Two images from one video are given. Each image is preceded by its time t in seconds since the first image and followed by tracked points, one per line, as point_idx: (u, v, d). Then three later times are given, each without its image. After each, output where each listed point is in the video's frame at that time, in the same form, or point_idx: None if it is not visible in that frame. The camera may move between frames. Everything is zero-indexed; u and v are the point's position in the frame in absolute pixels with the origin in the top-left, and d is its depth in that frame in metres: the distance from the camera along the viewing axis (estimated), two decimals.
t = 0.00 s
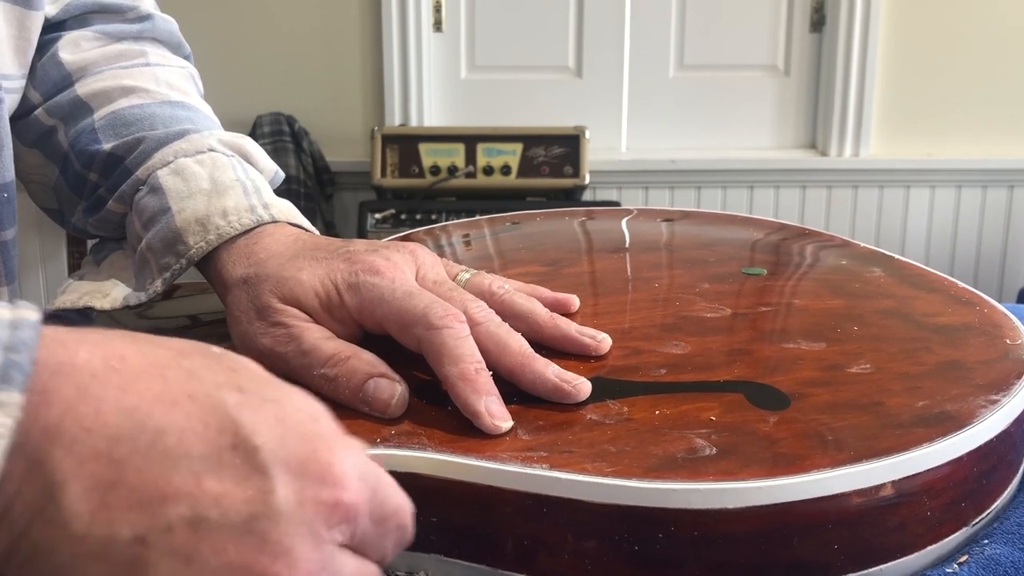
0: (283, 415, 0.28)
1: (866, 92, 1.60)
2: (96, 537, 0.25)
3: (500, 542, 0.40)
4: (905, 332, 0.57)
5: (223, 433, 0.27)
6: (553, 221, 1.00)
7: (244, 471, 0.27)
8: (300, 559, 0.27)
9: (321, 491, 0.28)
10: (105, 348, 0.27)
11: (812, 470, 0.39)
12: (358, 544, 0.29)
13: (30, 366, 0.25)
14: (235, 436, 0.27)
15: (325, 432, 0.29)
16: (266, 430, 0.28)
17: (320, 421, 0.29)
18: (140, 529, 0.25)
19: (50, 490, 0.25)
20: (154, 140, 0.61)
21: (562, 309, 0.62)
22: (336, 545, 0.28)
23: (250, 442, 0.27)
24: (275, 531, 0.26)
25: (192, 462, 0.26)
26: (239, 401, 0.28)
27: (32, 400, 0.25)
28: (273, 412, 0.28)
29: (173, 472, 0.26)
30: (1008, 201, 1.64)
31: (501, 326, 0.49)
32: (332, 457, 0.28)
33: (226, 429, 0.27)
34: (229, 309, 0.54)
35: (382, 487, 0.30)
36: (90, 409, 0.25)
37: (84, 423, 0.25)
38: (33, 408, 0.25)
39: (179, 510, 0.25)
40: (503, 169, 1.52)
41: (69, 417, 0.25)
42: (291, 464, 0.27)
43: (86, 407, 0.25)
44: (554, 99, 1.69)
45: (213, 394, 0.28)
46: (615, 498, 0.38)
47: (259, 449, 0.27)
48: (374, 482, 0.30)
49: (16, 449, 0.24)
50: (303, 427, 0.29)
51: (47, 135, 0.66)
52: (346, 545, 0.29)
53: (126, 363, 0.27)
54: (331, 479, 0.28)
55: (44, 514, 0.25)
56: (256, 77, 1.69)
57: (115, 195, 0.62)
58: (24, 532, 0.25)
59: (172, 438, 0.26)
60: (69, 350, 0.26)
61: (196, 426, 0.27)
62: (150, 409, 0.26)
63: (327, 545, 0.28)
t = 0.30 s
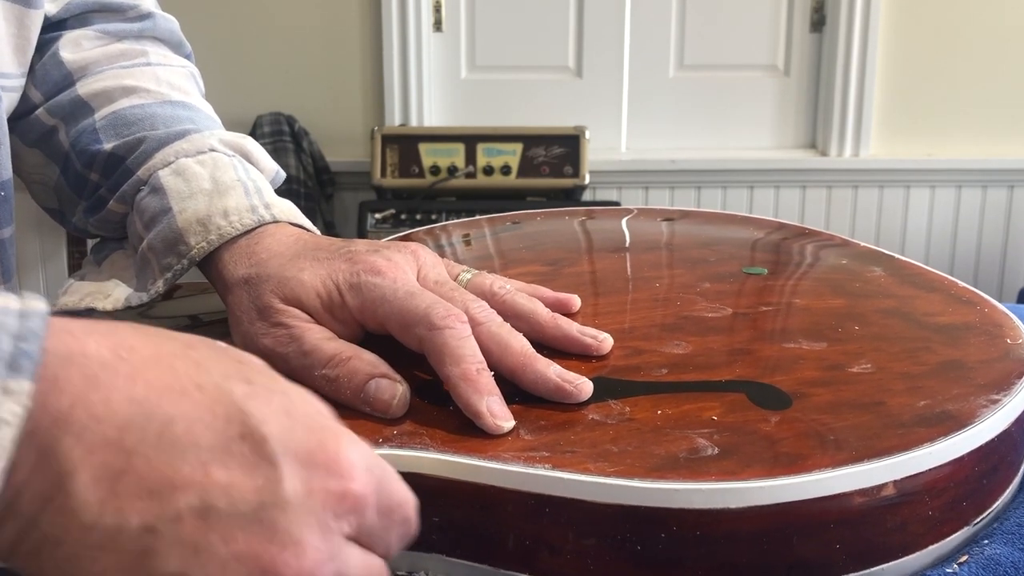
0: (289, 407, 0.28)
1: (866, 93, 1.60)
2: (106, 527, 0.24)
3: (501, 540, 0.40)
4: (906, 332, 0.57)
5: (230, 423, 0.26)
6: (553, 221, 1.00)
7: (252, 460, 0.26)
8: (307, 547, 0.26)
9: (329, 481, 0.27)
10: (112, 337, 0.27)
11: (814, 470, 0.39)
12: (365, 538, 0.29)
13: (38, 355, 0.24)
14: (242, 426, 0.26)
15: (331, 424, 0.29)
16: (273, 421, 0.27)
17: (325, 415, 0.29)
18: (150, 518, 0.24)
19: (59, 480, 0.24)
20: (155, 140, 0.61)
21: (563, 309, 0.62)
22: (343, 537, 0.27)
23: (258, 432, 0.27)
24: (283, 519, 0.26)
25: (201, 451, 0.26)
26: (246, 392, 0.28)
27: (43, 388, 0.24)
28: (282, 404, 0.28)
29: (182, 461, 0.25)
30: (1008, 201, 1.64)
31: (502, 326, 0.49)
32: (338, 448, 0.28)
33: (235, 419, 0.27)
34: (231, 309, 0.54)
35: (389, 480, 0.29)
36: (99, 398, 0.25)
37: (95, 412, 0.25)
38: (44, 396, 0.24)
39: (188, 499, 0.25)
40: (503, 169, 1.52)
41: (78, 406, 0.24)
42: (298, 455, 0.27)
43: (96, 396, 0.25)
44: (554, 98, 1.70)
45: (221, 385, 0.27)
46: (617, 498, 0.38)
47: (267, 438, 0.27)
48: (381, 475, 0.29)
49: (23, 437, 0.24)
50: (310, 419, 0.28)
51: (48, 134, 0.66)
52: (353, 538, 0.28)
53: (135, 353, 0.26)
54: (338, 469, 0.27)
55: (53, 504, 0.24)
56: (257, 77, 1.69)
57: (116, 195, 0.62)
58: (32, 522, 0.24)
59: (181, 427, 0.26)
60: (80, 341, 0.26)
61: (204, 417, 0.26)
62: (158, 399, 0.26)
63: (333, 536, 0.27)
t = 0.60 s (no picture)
0: (271, 420, 0.27)
1: (866, 92, 1.60)
2: (83, 546, 0.23)
3: (501, 540, 0.40)
4: (906, 332, 0.57)
5: (213, 437, 0.25)
6: (553, 221, 1.00)
7: (235, 474, 0.25)
8: (290, 564, 0.25)
9: (312, 496, 0.26)
10: (89, 347, 0.25)
11: (814, 470, 0.39)
12: (344, 549, 0.28)
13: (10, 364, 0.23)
14: (225, 439, 0.25)
15: (311, 437, 0.28)
16: (257, 434, 0.26)
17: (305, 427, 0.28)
18: (131, 537, 0.23)
19: (34, 498, 0.22)
20: (156, 140, 0.61)
21: (563, 308, 0.62)
22: (325, 551, 0.27)
23: (242, 445, 0.25)
24: (266, 535, 0.25)
25: (184, 466, 0.24)
26: (228, 404, 0.26)
27: (16, 400, 0.22)
28: (263, 416, 0.27)
29: (164, 476, 0.24)
30: (1008, 201, 1.64)
31: (502, 326, 0.49)
32: (320, 462, 0.27)
33: (218, 433, 0.25)
34: (231, 308, 0.54)
35: (369, 493, 0.29)
36: (78, 410, 0.23)
37: (74, 425, 0.23)
38: (19, 408, 0.22)
39: (170, 515, 0.24)
40: (503, 169, 1.52)
41: (56, 418, 0.23)
42: (281, 469, 0.26)
43: (75, 409, 0.23)
44: (554, 98, 1.69)
45: (202, 396, 0.26)
46: (617, 498, 0.38)
47: (251, 453, 0.26)
48: (361, 487, 0.29)
49: None
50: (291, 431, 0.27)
51: (49, 135, 0.66)
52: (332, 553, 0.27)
53: (114, 363, 0.25)
54: (320, 484, 0.27)
55: (27, 523, 0.22)
56: (257, 77, 1.68)
57: (117, 195, 0.62)
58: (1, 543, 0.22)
59: (163, 441, 0.24)
60: (60, 350, 0.24)
61: (186, 429, 0.25)
62: (140, 412, 0.24)
63: (316, 551, 0.26)
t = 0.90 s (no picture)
0: (244, 430, 0.28)
1: (866, 94, 1.60)
2: (59, 568, 0.23)
3: (501, 538, 0.40)
4: (905, 332, 0.57)
5: (185, 449, 0.26)
6: (554, 221, 1.00)
7: (211, 487, 0.26)
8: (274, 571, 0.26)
9: (291, 501, 0.27)
10: (53, 364, 0.25)
11: (814, 467, 0.39)
12: (327, 552, 0.29)
13: None
14: (198, 450, 0.26)
15: (287, 444, 0.29)
16: (230, 444, 0.27)
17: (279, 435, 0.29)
18: (107, 556, 0.24)
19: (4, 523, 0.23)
20: (157, 140, 0.61)
21: (564, 308, 0.62)
22: (307, 556, 0.28)
23: (216, 456, 0.26)
24: (247, 546, 0.26)
25: (157, 480, 0.25)
26: (199, 414, 0.27)
27: None
28: (234, 426, 0.27)
29: (138, 492, 0.24)
30: (1008, 201, 1.64)
31: (503, 324, 0.49)
32: (297, 468, 0.28)
33: (189, 446, 0.26)
34: (233, 307, 0.54)
35: (347, 494, 0.30)
36: (44, 430, 0.24)
37: (40, 445, 0.23)
38: None
39: (146, 532, 0.24)
40: (503, 169, 1.52)
41: (21, 439, 0.23)
42: (259, 478, 0.27)
43: (41, 428, 0.24)
44: (554, 99, 1.70)
45: (172, 408, 0.26)
46: (617, 495, 0.38)
47: (224, 464, 0.26)
48: (339, 492, 0.30)
49: None
50: (263, 441, 0.28)
51: (50, 136, 0.66)
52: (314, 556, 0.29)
53: (80, 379, 0.25)
54: (298, 489, 0.28)
55: None
56: (257, 77, 1.69)
57: (118, 195, 0.62)
58: None
59: (134, 456, 0.25)
60: (22, 368, 0.25)
61: (157, 443, 0.25)
62: (107, 428, 0.25)
63: (299, 556, 0.27)
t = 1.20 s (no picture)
0: (277, 408, 0.28)
1: (866, 95, 1.60)
2: (103, 540, 0.24)
3: (501, 540, 0.40)
4: (906, 332, 0.57)
5: (223, 427, 0.27)
6: (554, 221, 1.00)
7: (246, 463, 0.26)
8: (307, 547, 0.27)
9: (325, 479, 0.28)
10: (96, 346, 0.26)
11: (814, 470, 0.39)
12: (359, 533, 0.30)
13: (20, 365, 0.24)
14: (235, 428, 0.27)
15: (319, 424, 0.29)
16: (265, 422, 0.27)
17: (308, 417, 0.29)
18: (148, 529, 0.24)
19: (51, 494, 0.24)
20: (158, 141, 0.61)
21: (564, 309, 0.62)
22: (340, 534, 0.28)
23: (251, 434, 0.27)
24: (283, 521, 0.26)
25: (196, 457, 0.26)
26: (234, 395, 0.28)
27: (25, 399, 0.24)
28: (268, 406, 0.28)
29: (176, 469, 0.25)
30: (1008, 201, 1.64)
31: (503, 326, 0.49)
32: (329, 446, 0.28)
33: (226, 424, 0.27)
34: (232, 309, 0.54)
35: (377, 475, 0.30)
36: (88, 407, 0.24)
37: (84, 422, 0.24)
38: (29, 410, 0.23)
39: (186, 507, 0.25)
40: (503, 169, 1.52)
41: (68, 415, 0.24)
42: (293, 456, 0.27)
43: (84, 405, 0.24)
44: (554, 99, 1.70)
45: (209, 388, 0.27)
46: (616, 498, 0.38)
47: (260, 441, 0.27)
48: (371, 473, 0.30)
49: (10, 451, 0.23)
50: (298, 421, 0.29)
51: (52, 136, 0.67)
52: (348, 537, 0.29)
53: (121, 361, 0.26)
54: (331, 468, 0.28)
55: (44, 519, 0.24)
56: (257, 77, 1.69)
57: (119, 196, 0.62)
58: (23, 540, 0.24)
59: (172, 433, 0.25)
60: (65, 351, 0.25)
61: (194, 421, 0.26)
62: (147, 408, 0.25)
63: (332, 534, 0.28)
